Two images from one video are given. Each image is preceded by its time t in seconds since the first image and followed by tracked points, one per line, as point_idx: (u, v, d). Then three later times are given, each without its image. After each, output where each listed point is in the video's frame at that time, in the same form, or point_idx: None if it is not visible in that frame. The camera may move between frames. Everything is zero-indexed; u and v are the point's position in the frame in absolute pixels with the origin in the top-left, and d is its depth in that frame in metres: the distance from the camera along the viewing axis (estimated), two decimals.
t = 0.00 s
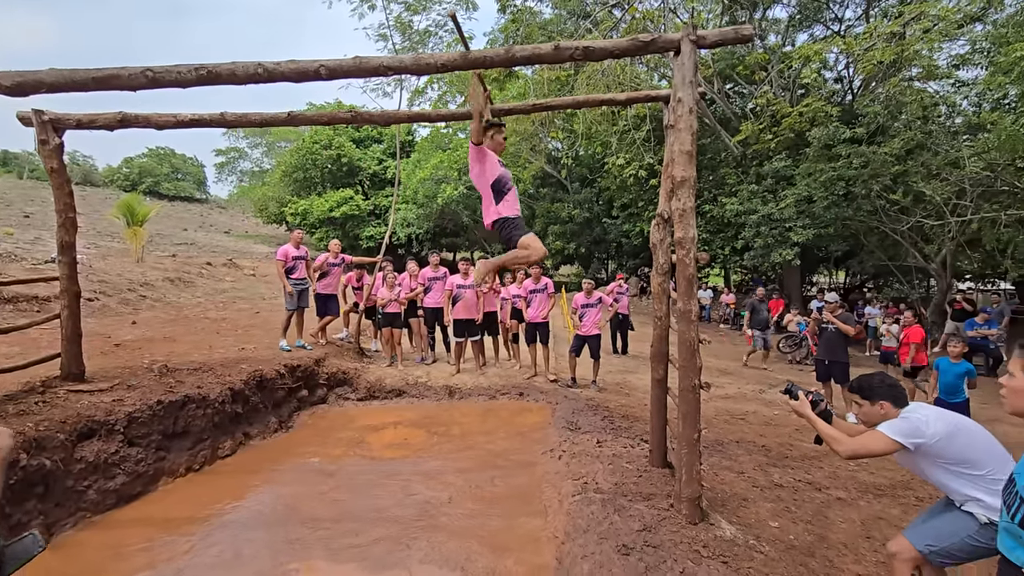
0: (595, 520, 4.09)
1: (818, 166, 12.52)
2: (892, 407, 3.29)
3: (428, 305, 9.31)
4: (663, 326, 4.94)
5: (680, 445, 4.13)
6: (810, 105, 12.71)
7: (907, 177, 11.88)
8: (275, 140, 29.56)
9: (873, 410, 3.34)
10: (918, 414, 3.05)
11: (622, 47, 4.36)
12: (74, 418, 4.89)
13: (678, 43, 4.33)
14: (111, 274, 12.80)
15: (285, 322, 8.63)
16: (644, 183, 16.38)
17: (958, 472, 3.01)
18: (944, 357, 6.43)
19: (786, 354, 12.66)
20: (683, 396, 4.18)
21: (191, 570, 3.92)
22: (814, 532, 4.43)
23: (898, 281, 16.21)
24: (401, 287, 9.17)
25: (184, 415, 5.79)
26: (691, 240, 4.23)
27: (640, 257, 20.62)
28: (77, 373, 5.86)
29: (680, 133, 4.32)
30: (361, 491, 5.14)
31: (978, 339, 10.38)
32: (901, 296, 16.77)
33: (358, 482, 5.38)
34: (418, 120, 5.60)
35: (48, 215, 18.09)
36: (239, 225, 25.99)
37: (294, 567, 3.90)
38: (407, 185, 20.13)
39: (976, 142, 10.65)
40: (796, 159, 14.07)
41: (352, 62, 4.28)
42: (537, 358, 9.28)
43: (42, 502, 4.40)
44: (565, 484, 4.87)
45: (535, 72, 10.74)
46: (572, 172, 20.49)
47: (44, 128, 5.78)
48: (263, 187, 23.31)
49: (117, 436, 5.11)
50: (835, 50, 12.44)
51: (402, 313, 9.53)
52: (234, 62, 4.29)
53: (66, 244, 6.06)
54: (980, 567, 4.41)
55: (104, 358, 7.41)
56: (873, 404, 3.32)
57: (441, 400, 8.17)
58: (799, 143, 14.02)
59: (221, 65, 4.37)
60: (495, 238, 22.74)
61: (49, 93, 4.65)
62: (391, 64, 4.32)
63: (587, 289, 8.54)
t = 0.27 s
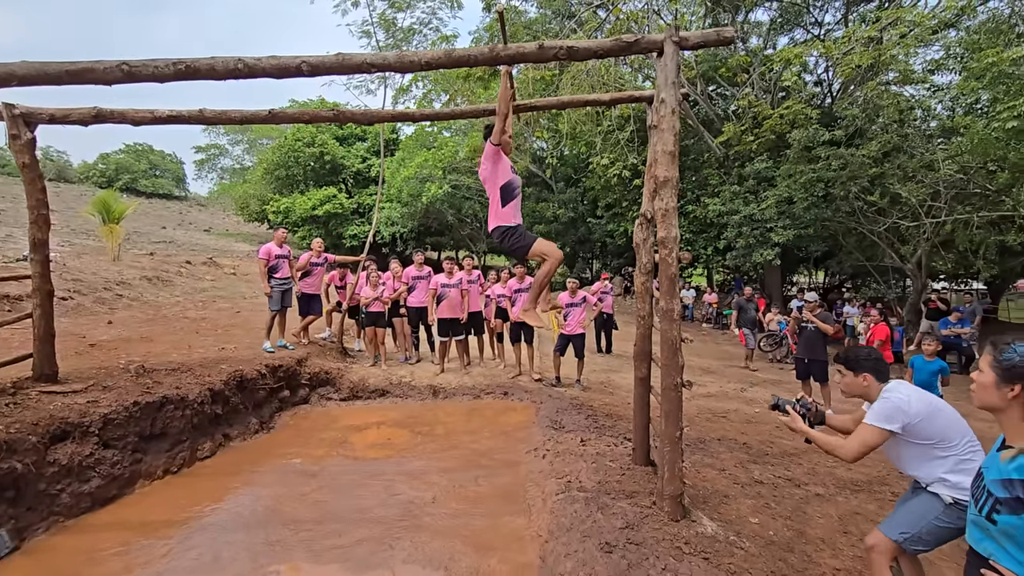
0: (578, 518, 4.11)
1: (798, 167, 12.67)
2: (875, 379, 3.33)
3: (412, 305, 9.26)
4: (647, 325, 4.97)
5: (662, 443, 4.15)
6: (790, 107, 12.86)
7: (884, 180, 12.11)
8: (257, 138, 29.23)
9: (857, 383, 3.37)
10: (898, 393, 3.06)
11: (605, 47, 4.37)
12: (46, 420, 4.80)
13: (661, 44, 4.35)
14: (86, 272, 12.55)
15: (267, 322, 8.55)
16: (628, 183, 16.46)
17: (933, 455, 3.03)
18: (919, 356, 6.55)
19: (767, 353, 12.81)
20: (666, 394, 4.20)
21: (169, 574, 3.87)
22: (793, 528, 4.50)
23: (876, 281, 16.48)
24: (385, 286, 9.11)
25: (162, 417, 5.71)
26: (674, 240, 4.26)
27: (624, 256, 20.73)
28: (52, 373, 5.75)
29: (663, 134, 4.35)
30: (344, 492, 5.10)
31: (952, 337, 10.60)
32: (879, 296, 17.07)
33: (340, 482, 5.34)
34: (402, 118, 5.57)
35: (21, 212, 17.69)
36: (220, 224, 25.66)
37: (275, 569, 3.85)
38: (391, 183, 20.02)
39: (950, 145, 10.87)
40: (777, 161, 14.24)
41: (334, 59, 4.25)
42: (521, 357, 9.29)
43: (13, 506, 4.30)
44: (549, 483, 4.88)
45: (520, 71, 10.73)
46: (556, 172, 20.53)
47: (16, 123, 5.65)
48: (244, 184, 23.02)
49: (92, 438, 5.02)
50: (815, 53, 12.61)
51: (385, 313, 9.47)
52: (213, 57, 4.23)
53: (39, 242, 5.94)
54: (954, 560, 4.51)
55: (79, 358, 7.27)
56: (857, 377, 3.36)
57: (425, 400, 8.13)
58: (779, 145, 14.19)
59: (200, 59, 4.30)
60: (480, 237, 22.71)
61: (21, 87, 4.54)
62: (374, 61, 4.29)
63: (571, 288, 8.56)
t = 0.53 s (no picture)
0: (564, 517, 4.13)
1: (782, 168, 12.80)
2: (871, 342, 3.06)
3: (399, 303, 9.22)
4: (633, 324, 4.99)
5: (647, 440, 4.17)
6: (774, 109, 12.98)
7: (865, 181, 12.30)
8: (242, 134, 28.94)
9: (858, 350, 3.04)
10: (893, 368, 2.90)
11: (592, 48, 4.38)
12: (22, 421, 4.72)
13: (647, 45, 4.37)
14: (64, 270, 12.34)
15: (252, 321, 8.47)
16: (615, 183, 16.54)
17: (923, 434, 2.90)
18: (899, 354, 6.65)
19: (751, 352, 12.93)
20: (651, 392, 4.22)
21: None
22: (775, 524, 4.55)
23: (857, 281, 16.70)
24: (371, 285, 9.07)
25: (142, 418, 5.64)
26: (659, 239, 4.28)
27: (611, 255, 20.81)
28: (29, 373, 5.65)
29: (649, 134, 4.37)
30: (328, 492, 5.07)
31: (931, 336, 10.80)
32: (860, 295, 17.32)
33: (325, 483, 5.30)
34: (388, 116, 5.54)
35: None
36: (203, 221, 25.38)
37: (258, 571, 3.82)
38: (378, 181, 19.93)
39: (931, 147, 11.05)
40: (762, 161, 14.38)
41: (319, 56, 4.22)
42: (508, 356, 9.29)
43: None
44: (535, 481, 4.89)
45: (507, 70, 10.72)
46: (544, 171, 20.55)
47: None
48: (228, 182, 22.79)
49: (70, 439, 4.95)
50: (799, 56, 12.73)
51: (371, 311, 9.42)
52: (195, 52, 4.17)
53: (16, 239, 5.83)
54: (931, 554, 4.59)
55: (57, 358, 7.15)
56: (858, 342, 3.03)
57: (411, 399, 8.11)
58: (764, 146, 14.34)
59: (182, 54, 4.24)
60: (467, 236, 22.70)
61: None
62: (360, 58, 4.26)
63: (558, 287, 8.58)
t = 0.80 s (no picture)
0: (551, 515, 4.14)
1: (769, 170, 12.92)
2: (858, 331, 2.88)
3: (388, 302, 9.19)
4: (620, 323, 5.01)
5: (635, 439, 4.18)
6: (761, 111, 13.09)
7: (850, 183, 12.41)
8: (229, 131, 28.68)
9: (851, 341, 2.84)
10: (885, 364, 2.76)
11: (581, 47, 4.38)
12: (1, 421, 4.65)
13: (636, 45, 4.39)
14: (46, 268, 12.17)
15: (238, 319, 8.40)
16: (604, 183, 16.58)
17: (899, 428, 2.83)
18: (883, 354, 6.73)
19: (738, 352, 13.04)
20: (638, 391, 4.23)
21: None
22: (761, 522, 4.59)
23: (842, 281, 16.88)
24: (359, 283, 9.04)
25: (125, 417, 5.57)
26: (647, 239, 4.30)
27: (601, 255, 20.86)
28: (9, 372, 5.56)
29: (637, 134, 4.39)
30: (315, 492, 5.04)
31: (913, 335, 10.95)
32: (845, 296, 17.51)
33: (311, 483, 5.27)
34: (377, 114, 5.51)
35: None
36: (189, 219, 25.13)
37: (243, 571, 3.80)
38: (367, 179, 19.84)
39: (915, 150, 11.18)
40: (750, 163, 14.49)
41: (307, 52, 4.19)
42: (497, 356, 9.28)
43: None
44: (523, 481, 4.90)
45: (497, 69, 10.70)
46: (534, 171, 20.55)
47: None
48: (214, 178, 22.58)
49: (50, 439, 4.88)
50: (786, 58, 12.83)
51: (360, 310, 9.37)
52: (180, 47, 4.13)
53: None
54: (914, 551, 4.65)
55: (38, 356, 7.04)
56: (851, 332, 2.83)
57: (399, 398, 8.09)
58: (751, 147, 14.45)
59: (166, 49, 4.19)
60: (457, 235, 22.66)
61: None
62: (348, 55, 4.23)
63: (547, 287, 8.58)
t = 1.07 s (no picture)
0: (540, 515, 4.15)
1: (758, 172, 13.03)
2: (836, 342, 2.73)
3: (378, 302, 9.16)
4: (610, 323, 5.03)
5: (624, 439, 4.19)
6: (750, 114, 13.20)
7: (837, 186, 12.51)
8: (218, 128, 28.43)
9: (832, 354, 2.69)
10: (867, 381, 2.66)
11: (572, 48, 4.39)
12: None
13: (625, 47, 4.41)
14: (29, 265, 12.01)
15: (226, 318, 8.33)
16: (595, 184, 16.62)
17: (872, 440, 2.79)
18: (868, 354, 6.81)
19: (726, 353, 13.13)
20: (627, 391, 4.25)
21: None
22: (748, 520, 4.62)
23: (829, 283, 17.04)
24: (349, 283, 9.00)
25: (110, 417, 5.52)
26: (637, 240, 4.31)
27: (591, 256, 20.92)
28: None
29: (627, 135, 4.41)
30: (303, 493, 5.01)
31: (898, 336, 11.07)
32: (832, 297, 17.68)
33: (299, 483, 5.24)
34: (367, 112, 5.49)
35: None
36: (177, 217, 24.89)
37: (229, 572, 3.77)
38: (358, 178, 19.77)
39: (900, 153, 11.24)
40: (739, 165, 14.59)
41: (296, 49, 4.17)
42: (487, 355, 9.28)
43: None
44: (512, 480, 4.90)
45: (489, 69, 10.69)
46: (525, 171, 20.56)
47: None
48: (202, 176, 22.38)
49: (32, 439, 4.82)
50: (775, 61, 12.94)
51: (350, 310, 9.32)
52: (168, 42, 4.08)
53: None
54: (897, 547, 4.71)
55: (21, 355, 6.94)
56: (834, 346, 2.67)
57: (389, 398, 8.06)
58: (741, 149, 14.56)
59: (153, 44, 4.14)
60: (448, 234, 22.63)
61: None
62: (338, 53, 4.22)
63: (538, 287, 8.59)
